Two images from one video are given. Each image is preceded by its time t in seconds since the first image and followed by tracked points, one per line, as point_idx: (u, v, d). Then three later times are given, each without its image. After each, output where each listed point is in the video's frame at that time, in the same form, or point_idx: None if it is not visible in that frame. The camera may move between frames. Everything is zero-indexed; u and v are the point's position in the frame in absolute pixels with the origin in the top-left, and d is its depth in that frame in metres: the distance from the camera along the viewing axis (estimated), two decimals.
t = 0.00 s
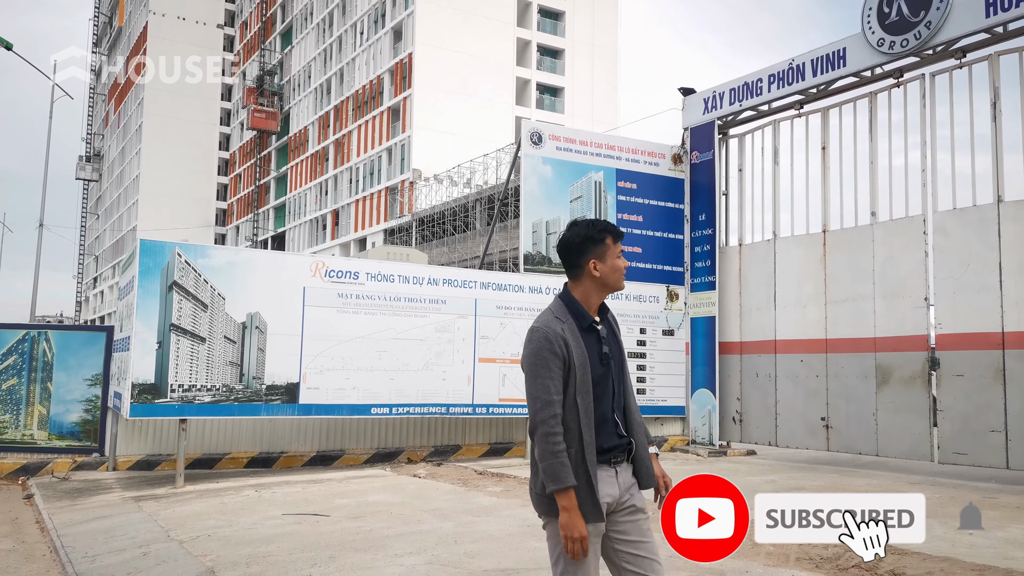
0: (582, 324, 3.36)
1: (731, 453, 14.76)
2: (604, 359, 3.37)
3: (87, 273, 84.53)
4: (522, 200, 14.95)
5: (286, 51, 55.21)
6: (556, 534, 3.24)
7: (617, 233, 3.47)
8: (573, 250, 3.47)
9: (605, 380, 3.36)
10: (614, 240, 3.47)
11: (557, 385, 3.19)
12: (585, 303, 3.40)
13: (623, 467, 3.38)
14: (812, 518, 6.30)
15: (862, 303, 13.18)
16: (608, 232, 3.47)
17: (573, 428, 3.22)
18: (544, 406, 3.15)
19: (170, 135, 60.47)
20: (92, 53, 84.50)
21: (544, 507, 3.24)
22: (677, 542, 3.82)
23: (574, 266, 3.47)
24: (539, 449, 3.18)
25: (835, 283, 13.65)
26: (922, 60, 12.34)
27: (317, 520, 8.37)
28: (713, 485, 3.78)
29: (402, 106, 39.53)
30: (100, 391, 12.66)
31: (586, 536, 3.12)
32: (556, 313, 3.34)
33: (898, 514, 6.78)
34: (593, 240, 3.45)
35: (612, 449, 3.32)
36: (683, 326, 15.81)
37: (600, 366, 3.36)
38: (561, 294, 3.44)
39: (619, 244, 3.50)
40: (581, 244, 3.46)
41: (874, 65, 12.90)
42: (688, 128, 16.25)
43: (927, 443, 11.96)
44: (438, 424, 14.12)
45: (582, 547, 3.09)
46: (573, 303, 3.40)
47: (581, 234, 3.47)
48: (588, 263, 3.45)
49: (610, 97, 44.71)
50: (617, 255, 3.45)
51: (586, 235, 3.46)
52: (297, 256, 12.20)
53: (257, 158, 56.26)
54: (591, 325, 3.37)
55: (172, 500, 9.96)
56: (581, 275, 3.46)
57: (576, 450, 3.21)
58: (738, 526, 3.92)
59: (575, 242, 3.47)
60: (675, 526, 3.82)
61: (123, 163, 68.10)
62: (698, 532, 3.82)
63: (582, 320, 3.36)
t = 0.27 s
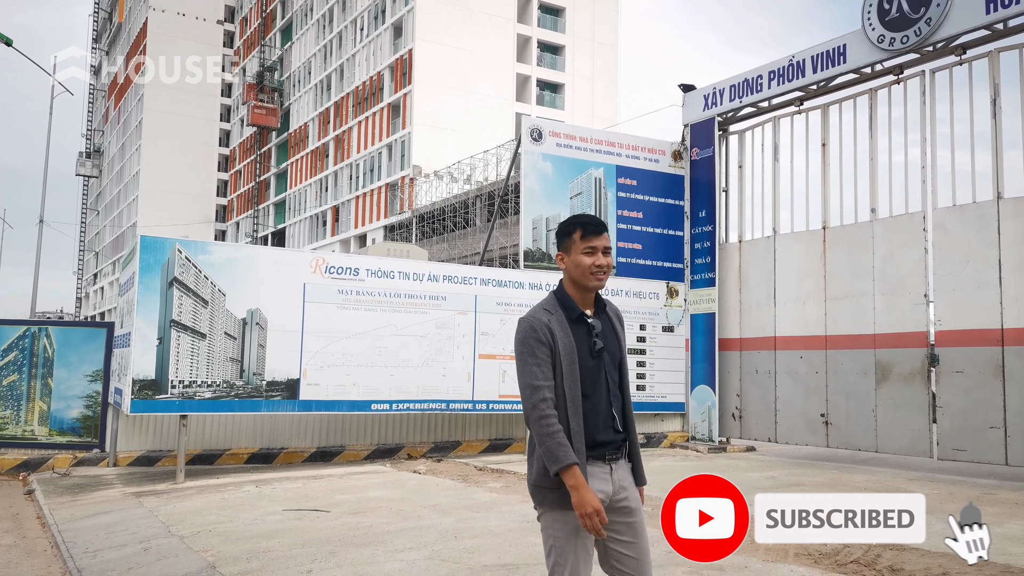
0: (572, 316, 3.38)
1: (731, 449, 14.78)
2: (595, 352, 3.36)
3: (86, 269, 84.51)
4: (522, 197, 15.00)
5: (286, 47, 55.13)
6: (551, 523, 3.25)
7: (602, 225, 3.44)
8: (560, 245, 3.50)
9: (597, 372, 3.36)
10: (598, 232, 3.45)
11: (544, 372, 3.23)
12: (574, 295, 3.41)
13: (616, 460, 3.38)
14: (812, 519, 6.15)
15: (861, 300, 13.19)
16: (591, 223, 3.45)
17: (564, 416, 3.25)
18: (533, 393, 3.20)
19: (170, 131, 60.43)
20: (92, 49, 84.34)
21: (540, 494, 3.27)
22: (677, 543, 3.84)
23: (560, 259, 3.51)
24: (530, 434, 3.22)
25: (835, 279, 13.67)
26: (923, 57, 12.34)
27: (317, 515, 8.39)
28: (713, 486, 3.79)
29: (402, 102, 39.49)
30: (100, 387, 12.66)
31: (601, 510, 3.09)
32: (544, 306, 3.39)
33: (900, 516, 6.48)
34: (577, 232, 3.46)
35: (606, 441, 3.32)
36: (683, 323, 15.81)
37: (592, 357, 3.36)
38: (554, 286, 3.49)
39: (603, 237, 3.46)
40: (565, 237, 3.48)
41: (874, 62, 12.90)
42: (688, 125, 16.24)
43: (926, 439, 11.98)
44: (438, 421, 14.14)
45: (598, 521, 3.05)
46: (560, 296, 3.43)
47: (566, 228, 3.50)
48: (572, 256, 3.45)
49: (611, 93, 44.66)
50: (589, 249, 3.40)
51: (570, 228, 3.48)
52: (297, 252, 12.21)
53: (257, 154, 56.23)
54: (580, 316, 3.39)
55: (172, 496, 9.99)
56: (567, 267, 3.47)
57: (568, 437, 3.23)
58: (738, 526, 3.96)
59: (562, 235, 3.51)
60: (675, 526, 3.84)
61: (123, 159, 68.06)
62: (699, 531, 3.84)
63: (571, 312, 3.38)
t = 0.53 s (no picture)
0: (571, 311, 3.41)
1: (731, 446, 14.79)
2: (592, 347, 3.37)
3: (87, 267, 84.51)
4: (522, 194, 15.02)
5: (286, 43, 55.07)
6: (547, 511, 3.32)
7: (596, 222, 3.44)
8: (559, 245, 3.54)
9: (594, 367, 3.36)
10: (593, 229, 3.45)
11: (533, 363, 3.29)
12: (572, 291, 3.44)
13: (615, 456, 3.36)
14: (812, 518, 6.24)
15: (861, 297, 13.20)
16: (585, 220, 3.46)
17: (553, 407, 3.29)
18: (522, 382, 3.27)
19: (170, 129, 60.41)
20: (91, 46, 84.20)
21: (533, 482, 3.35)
22: (678, 543, 3.86)
23: (561, 258, 3.55)
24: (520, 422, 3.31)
25: (835, 276, 13.67)
26: (923, 54, 12.33)
27: (318, 512, 8.40)
28: (713, 486, 3.81)
29: (402, 99, 39.47)
30: (100, 383, 12.66)
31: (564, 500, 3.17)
32: (543, 303, 3.45)
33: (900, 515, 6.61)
34: (573, 230, 3.48)
35: (603, 436, 3.32)
36: (683, 320, 15.82)
37: (589, 353, 3.37)
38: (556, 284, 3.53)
39: (599, 233, 3.46)
40: (563, 235, 3.52)
41: (875, 59, 12.88)
42: (688, 122, 16.23)
43: (926, 436, 11.99)
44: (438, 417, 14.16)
45: (558, 514, 3.14)
46: (559, 294, 3.48)
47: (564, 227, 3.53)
48: (570, 253, 3.47)
49: (611, 91, 44.67)
50: (580, 247, 3.42)
51: (567, 226, 3.51)
52: (298, 249, 12.23)
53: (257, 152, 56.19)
54: (579, 312, 3.41)
55: (173, 493, 9.99)
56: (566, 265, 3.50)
57: (558, 429, 3.27)
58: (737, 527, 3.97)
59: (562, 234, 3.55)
60: (675, 526, 3.85)
61: (123, 157, 68.06)
62: (699, 531, 3.86)
63: (570, 309, 3.41)
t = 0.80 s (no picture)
0: (584, 311, 3.43)
1: (731, 444, 14.80)
2: (601, 347, 3.38)
3: (87, 265, 84.47)
4: (522, 192, 15.05)
5: (286, 41, 55.03)
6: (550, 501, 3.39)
7: (613, 225, 3.43)
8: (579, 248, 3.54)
9: (601, 366, 3.37)
10: (610, 232, 3.44)
11: (538, 359, 3.36)
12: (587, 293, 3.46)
13: (617, 455, 3.36)
14: (812, 519, 6.29)
15: (862, 295, 13.20)
16: (602, 224, 3.45)
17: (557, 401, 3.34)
18: (528, 377, 3.35)
19: (170, 127, 60.41)
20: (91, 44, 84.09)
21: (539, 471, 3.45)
22: (677, 542, 3.86)
23: (580, 259, 3.56)
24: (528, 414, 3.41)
25: (836, 274, 13.67)
26: (924, 52, 12.31)
27: (319, 510, 8.41)
28: (713, 486, 3.80)
29: (402, 97, 39.47)
30: (101, 381, 12.65)
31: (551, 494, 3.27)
32: (558, 304, 3.48)
33: (900, 514, 6.63)
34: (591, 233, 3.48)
35: (606, 433, 3.33)
36: (684, 318, 15.83)
37: (597, 352, 3.39)
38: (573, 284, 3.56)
39: (616, 236, 3.45)
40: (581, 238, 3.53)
41: (876, 57, 12.87)
42: (689, 120, 16.23)
43: (927, 434, 11.99)
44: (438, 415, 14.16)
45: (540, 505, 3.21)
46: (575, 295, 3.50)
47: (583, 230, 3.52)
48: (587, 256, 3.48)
49: (612, 89, 44.67)
50: (596, 250, 3.42)
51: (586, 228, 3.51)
52: (299, 247, 12.22)
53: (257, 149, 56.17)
54: (593, 314, 3.43)
55: (174, 491, 10.00)
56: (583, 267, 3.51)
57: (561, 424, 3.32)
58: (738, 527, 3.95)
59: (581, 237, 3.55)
60: (675, 526, 3.85)
61: (123, 154, 68.06)
62: (698, 532, 3.86)
63: (585, 310, 3.43)
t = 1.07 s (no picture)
0: (598, 315, 3.44)
1: (732, 443, 14.79)
2: (610, 351, 3.37)
3: (87, 263, 84.41)
4: (522, 190, 15.03)
5: (287, 39, 54.96)
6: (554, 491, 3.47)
7: (632, 233, 3.42)
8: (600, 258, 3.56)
9: (610, 368, 3.36)
10: (629, 239, 3.44)
11: (549, 358, 3.40)
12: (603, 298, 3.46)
13: (621, 456, 3.35)
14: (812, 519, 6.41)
15: (864, 293, 13.17)
16: (622, 234, 3.45)
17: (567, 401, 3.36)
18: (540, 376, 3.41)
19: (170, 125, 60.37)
20: (92, 41, 83.96)
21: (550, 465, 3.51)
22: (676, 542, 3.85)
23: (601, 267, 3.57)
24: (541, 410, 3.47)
25: (837, 272, 13.63)
26: (926, 49, 12.28)
27: (319, 508, 8.39)
28: (713, 486, 3.77)
29: (402, 95, 39.42)
30: (101, 379, 12.63)
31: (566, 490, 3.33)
32: (575, 307, 3.49)
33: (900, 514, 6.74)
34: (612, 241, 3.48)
35: (609, 433, 3.33)
36: (685, 316, 15.83)
37: (607, 355, 3.37)
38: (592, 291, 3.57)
39: (636, 245, 3.45)
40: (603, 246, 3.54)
41: (877, 54, 12.84)
42: (689, 118, 16.20)
43: (928, 432, 11.97)
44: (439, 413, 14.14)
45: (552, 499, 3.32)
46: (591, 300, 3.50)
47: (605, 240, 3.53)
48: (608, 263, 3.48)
49: (612, 86, 44.62)
50: (616, 257, 3.43)
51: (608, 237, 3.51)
52: (299, 245, 12.20)
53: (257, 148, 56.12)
54: (605, 319, 3.42)
55: (174, 489, 9.98)
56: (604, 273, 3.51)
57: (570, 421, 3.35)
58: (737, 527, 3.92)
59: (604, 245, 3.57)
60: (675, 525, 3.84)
61: (123, 152, 68.01)
62: (699, 531, 3.84)
63: (600, 315, 3.43)
